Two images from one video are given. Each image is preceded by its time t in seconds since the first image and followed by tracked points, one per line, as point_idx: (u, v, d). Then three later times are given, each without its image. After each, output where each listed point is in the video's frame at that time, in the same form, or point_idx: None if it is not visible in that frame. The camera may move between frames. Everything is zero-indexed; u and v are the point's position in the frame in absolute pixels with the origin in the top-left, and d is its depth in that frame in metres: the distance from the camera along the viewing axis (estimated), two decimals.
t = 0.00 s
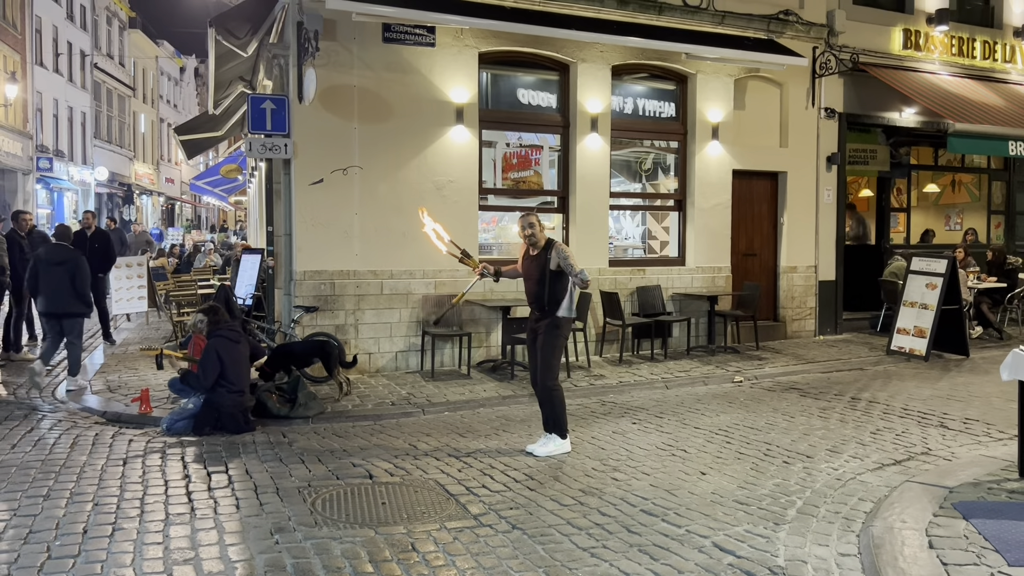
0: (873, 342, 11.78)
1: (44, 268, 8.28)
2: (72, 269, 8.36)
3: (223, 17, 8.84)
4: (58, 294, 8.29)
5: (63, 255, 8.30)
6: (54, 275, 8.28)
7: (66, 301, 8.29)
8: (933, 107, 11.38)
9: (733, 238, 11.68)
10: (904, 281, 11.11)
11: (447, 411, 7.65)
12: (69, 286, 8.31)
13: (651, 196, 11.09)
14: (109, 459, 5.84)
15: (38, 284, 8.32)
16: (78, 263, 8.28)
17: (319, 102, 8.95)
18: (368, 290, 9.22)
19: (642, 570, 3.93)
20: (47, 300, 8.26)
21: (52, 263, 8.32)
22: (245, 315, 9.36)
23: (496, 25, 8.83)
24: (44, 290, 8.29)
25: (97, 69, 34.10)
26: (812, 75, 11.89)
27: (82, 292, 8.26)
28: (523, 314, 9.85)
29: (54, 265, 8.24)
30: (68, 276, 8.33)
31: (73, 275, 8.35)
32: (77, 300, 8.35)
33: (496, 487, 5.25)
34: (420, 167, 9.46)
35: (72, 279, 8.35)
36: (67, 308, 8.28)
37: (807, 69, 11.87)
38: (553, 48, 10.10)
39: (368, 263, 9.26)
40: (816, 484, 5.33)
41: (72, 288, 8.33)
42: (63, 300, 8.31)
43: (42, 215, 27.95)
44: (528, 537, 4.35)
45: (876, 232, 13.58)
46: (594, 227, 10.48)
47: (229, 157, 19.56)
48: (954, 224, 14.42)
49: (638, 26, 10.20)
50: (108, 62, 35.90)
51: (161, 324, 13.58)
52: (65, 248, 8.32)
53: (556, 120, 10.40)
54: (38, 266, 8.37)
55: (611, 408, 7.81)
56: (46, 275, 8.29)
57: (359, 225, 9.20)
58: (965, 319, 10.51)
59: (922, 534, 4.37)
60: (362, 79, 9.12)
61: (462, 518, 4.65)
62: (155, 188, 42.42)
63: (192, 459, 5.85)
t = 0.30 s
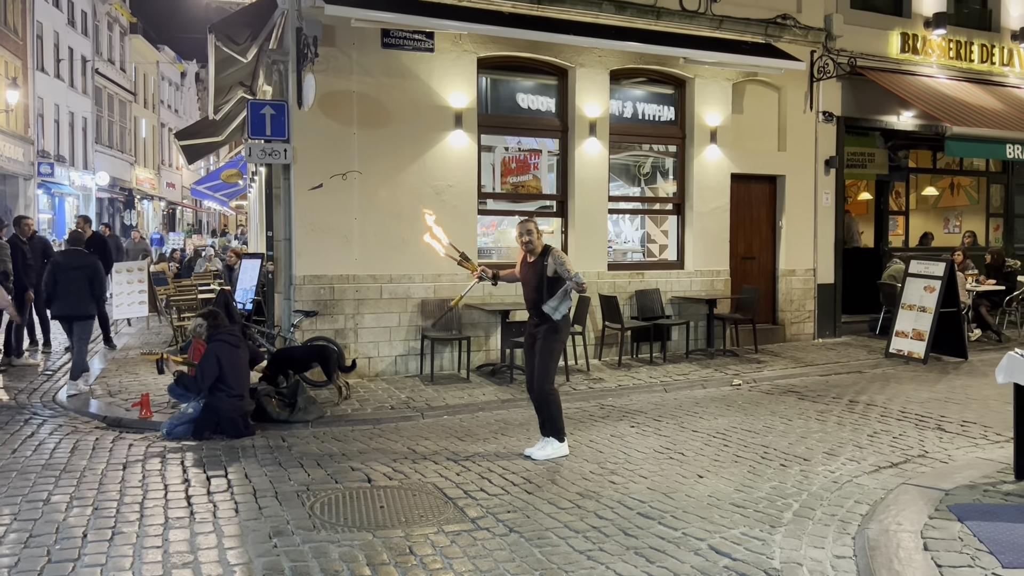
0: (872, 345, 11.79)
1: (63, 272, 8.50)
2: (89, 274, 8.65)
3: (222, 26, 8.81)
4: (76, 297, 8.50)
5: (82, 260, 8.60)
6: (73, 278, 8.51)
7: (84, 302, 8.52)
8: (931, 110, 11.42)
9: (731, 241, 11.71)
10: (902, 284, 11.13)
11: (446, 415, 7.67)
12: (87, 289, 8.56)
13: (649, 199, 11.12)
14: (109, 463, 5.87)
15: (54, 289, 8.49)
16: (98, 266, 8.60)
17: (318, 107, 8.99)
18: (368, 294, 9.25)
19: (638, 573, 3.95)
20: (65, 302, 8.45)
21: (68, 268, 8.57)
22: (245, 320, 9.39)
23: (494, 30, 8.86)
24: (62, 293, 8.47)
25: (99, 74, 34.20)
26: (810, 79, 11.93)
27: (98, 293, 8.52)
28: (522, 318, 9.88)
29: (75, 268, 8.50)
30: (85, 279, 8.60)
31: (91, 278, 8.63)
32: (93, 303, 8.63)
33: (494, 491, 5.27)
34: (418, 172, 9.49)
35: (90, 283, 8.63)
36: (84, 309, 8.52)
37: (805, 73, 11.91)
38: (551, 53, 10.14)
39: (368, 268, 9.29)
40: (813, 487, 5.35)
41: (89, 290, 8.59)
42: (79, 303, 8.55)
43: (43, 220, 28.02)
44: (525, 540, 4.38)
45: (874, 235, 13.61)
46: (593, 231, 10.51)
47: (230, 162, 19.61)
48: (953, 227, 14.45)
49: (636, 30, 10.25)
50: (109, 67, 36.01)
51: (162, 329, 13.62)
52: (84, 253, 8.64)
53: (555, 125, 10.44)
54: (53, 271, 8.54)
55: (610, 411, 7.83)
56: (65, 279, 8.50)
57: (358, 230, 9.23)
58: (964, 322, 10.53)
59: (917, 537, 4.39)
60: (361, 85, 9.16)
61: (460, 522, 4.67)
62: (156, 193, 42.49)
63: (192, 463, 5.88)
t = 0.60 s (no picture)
0: (872, 347, 11.81)
1: (73, 276, 8.67)
2: (98, 275, 8.83)
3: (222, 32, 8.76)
4: (87, 300, 8.72)
5: (91, 262, 8.75)
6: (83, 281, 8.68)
7: (95, 304, 8.75)
8: (929, 113, 11.44)
9: (730, 244, 11.74)
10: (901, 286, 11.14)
11: (446, 419, 7.69)
12: (98, 291, 8.75)
13: (649, 203, 11.15)
14: (109, 467, 5.90)
15: (65, 292, 8.68)
16: (107, 268, 8.75)
17: (318, 112, 9.03)
18: (368, 298, 9.28)
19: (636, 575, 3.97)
20: (77, 305, 8.67)
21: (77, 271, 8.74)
22: (245, 324, 9.42)
23: (493, 35, 8.90)
24: (73, 297, 8.68)
25: (99, 79, 34.27)
26: (808, 82, 11.96)
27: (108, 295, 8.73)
28: (522, 321, 9.90)
29: (85, 271, 8.65)
30: (95, 281, 8.79)
31: (100, 280, 8.80)
32: (104, 303, 8.86)
33: (493, 494, 5.29)
34: (418, 176, 9.53)
35: (99, 284, 8.82)
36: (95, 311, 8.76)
37: (803, 77, 11.94)
38: (550, 57, 10.18)
39: (368, 272, 9.33)
40: (811, 489, 5.37)
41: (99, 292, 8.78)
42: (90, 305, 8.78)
43: (44, 225, 28.07)
44: (524, 543, 4.40)
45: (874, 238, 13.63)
46: (592, 235, 10.54)
47: (230, 167, 19.66)
48: (952, 230, 14.48)
49: (634, 34, 10.28)
50: (110, 72, 36.08)
51: (162, 333, 13.64)
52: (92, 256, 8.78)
53: (554, 129, 10.48)
54: (63, 275, 8.71)
55: (609, 414, 7.85)
56: (75, 283, 8.68)
57: (358, 234, 9.27)
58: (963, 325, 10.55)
59: (913, 538, 4.41)
60: (360, 90, 9.20)
61: (459, 525, 4.69)
62: (157, 198, 42.56)
63: (192, 467, 5.90)
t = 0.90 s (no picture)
0: (871, 349, 11.84)
1: (80, 278, 8.98)
2: (104, 277, 9.12)
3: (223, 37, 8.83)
4: (93, 301, 9.01)
5: (97, 264, 9.04)
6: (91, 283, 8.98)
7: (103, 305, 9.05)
8: (927, 116, 11.48)
9: (730, 247, 11.76)
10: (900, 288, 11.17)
11: (447, 421, 7.73)
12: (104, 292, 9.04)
13: (648, 206, 11.19)
14: (111, 470, 5.93)
15: (72, 293, 8.98)
16: (112, 270, 9.03)
17: (318, 116, 9.07)
18: (368, 301, 9.32)
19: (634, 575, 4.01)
20: (85, 306, 8.98)
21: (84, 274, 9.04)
22: (246, 327, 9.45)
23: (492, 39, 8.94)
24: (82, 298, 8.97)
25: (100, 84, 34.35)
26: (807, 85, 12.01)
27: (115, 296, 9.03)
28: (522, 324, 9.94)
29: (92, 273, 8.96)
30: (103, 283, 9.08)
31: (107, 282, 9.10)
32: (112, 304, 9.16)
33: (493, 495, 5.33)
34: (418, 179, 9.57)
35: (107, 286, 9.12)
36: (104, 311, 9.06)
37: (802, 80, 11.99)
38: (549, 61, 10.22)
39: (368, 275, 9.36)
40: (809, 490, 5.41)
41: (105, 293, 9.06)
42: (98, 305, 9.09)
43: (45, 230, 28.11)
44: (524, 544, 4.43)
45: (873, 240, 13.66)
46: (592, 238, 10.57)
47: (231, 171, 19.70)
48: (952, 231, 14.51)
49: (633, 38, 10.33)
50: (110, 77, 36.15)
51: (164, 337, 13.67)
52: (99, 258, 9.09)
53: (553, 132, 10.52)
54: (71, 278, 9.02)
55: (609, 416, 7.88)
56: (82, 284, 8.99)
57: (359, 238, 9.30)
58: (962, 327, 10.58)
59: (910, 538, 4.44)
60: (360, 94, 9.25)
61: (459, 526, 4.73)
62: (158, 202, 42.62)
63: (194, 470, 5.93)
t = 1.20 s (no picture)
0: (871, 351, 11.87)
1: (95, 281, 9.20)
2: (118, 282, 9.36)
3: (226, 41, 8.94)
4: (105, 304, 9.21)
5: (112, 268, 9.28)
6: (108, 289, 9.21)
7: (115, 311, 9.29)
8: (927, 118, 11.52)
9: (730, 248, 11.80)
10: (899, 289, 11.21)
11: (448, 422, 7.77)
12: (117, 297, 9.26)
13: (649, 208, 11.23)
14: (116, 471, 5.97)
15: (86, 295, 9.20)
16: (127, 275, 9.29)
17: (320, 119, 9.12)
18: (370, 303, 9.36)
19: (634, 572, 4.05)
20: (97, 309, 9.17)
21: (99, 278, 9.28)
22: (249, 330, 9.50)
23: (493, 42, 9.00)
24: (96, 304, 9.18)
25: (102, 88, 34.46)
26: (806, 87, 12.06)
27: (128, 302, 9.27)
28: (523, 326, 9.98)
29: (107, 277, 9.21)
30: (116, 288, 9.33)
31: (120, 286, 9.34)
32: (122, 309, 9.40)
33: (495, 495, 5.37)
34: (419, 182, 9.62)
35: (120, 291, 9.38)
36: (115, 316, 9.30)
37: (801, 82, 12.04)
38: (549, 64, 10.27)
39: (370, 278, 9.41)
40: (808, 489, 5.45)
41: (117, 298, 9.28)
42: (109, 311, 9.29)
43: (48, 233, 28.21)
44: (525, 542, 4.47)
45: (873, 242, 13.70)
46: (593, 241, 10.62)
47: (233, 174, 19.77)
48: (952, 233, 14.55)
49: (633, 41, 10.38)
50: (112, 80, 36.25)
51: (166, 340, 13.72)
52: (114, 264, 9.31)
53: (553, 135, 10.57)
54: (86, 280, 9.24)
55: (610, 417, 7.92)
56: (97, 287, 9.21)
57: (360, 240, 9.35)
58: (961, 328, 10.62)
59: (908, 536, 4.48)
60: (362, 97, 9.30)
61: (461, 524, 4.77)
62: (159, 206, 42.71)
63: (198, 470, 5.98)
